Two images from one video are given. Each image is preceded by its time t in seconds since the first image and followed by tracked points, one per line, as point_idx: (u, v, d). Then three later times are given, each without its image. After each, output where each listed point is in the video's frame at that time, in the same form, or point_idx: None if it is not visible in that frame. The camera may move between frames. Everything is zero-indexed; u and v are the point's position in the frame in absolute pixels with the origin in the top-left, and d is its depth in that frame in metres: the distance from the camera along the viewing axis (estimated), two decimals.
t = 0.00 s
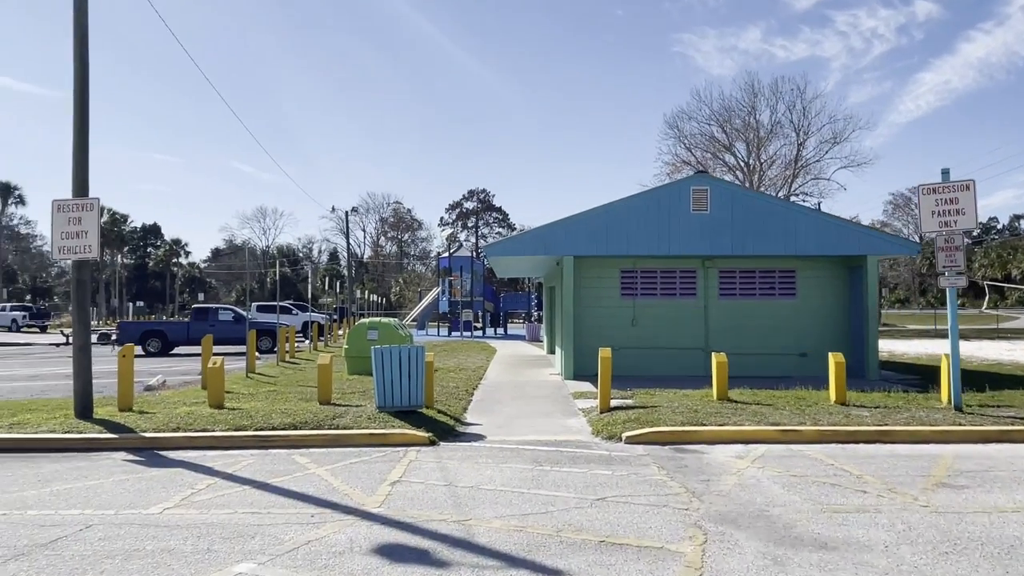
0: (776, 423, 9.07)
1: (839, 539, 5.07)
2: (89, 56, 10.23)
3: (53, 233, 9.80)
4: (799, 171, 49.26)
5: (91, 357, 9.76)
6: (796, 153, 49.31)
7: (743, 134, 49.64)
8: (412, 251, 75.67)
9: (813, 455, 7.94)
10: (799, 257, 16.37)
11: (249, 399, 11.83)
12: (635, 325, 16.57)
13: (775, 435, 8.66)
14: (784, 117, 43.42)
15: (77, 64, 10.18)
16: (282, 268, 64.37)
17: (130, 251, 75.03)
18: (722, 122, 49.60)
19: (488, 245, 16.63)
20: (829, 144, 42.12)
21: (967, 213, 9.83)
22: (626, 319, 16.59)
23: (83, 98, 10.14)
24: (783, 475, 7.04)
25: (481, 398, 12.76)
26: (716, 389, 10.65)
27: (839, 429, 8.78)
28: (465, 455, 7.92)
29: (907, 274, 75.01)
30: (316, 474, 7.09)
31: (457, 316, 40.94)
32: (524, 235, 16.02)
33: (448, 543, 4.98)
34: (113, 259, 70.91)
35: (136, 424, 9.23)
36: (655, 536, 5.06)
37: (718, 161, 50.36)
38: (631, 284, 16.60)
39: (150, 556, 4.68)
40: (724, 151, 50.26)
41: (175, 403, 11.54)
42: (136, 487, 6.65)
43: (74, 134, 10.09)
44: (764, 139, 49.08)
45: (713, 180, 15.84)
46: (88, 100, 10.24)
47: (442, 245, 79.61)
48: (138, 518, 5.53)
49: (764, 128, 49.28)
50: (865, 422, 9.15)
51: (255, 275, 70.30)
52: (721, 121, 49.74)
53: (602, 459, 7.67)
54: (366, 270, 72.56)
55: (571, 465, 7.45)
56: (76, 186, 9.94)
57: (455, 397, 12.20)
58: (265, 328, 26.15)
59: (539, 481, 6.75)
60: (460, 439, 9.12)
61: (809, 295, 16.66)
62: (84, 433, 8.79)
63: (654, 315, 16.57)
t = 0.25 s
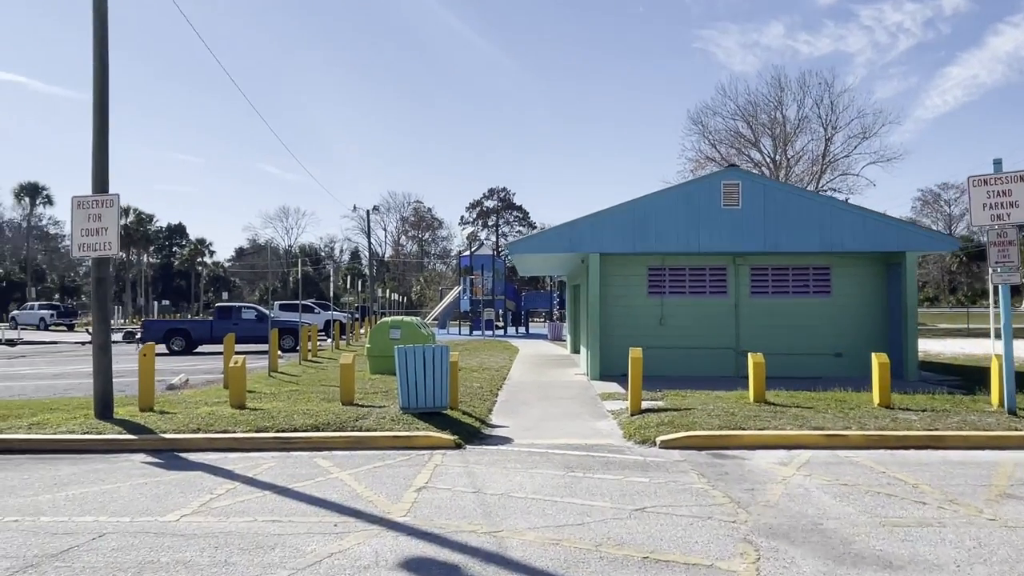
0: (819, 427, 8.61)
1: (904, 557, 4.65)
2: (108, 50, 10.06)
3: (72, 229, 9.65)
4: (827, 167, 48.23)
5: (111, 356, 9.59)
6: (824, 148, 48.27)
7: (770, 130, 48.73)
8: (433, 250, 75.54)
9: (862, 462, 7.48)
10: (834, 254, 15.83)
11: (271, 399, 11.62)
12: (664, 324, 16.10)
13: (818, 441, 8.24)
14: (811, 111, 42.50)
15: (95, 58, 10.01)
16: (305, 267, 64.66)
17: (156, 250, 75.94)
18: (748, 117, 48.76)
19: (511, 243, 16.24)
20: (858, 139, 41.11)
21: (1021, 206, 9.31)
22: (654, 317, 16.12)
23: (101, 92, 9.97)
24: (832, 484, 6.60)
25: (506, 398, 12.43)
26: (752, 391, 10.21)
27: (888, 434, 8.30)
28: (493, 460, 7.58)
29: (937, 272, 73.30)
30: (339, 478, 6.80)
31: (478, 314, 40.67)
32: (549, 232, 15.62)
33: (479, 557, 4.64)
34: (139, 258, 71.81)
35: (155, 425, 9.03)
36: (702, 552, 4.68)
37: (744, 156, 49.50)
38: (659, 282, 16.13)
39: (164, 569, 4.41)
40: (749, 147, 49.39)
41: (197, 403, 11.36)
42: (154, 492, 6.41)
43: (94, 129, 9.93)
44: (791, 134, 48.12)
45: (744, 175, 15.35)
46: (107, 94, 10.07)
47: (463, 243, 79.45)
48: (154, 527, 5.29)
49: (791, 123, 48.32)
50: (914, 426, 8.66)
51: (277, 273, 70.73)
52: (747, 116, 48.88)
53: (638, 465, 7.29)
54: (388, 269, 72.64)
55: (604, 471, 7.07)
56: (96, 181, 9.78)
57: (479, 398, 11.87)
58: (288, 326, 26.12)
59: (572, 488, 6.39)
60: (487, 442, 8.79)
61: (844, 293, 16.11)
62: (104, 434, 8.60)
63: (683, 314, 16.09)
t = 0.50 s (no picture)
0: (863, 435, 8.14)
1: None
2: (123, 47, 9.86)
3: (87, 230, 9.45)
4: (851, 166, 47.33)
5: (126, 361, 9.35)
6: (848, 146, 47.36)
7: (791, 128, 47.93)
8: (450, 252, 75.41)
9: (913, 474, 7.01)
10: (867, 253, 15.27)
11: (289, 404, 11.35)
12: (690, 326, 15.63)
13: (863, 450, 7.78)
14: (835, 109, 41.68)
15: (111, 55, 9.82)
16: (323, 269, 64.80)
17: (176, 253, 76.62)
18: (769, 116, 48.00)
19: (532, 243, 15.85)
20: (883, 137, 40.25)
21: None
22: (679, 319, 15.66)
23: (117, 90, 9.77)
24: (885, 498, 6.15)
25: (529, 403, 12.06)
26: (788, 397, 9.77)
27: (937, 443, 7.81)
28: (519, 469, 7.21)
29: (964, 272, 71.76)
30: (359, 489, 6.48)
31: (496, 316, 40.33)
32: (571, 231, 15.21)
33: None
34: (160, 262, 72.47)
35: (170, 431, 8.77)
36: None
37: (765, 156, 48.75)
38: (685, 282, 15.66)
39: None
40: (771, 145, 48.62)
41: (214, 407, 11.12)
42: (166, 503, 6.12)
43: (108, 128, 9.72)
44: (813, 132, 47.28)
45: (774, 171, 14.86)
46: (122, 93, 9.87)
47: (480, 245, 79.22)
48: (164, 543, 4.98)
49: (813, 121, 47.49)
50: (965, 434, 8.17)
51: (296, 276, 70.99)
52: (768, 115, 48.12)
53: (673, 476, 6.88)
54: (405, 271, 72.59)
55: (638, 482, 6.67)
56: (111, 180, 9.57)
57: (501, 403, 11.51)
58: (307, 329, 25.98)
59: (605, 501, 6.00)
60: (512, 449, 8.42)
61: (878, 294, 15.55)
62: (117, 441, 8.35)
63: (710, 316, 15.61)
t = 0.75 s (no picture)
0: (910, 449, 7.66)
1: None
2: (134, 49, 9.60)
3: (98, 239, 9.21)
4: (872, 167, 46.50)
5: (138, 373, 9.08)
6: (869, 147, 46.55)
7: (811, 130, 47.22)
8: (465, 258, 75.19)
9: (968, 491, 6.54)
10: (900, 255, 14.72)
11: (304, 414, 11.03)
12: (715, 332, 15.16)
13: (912, 464, 7.31)
14: (856, 109, 40.94)
15: (122, 58, 9.57)
16: (339, 276, 64.81)
17: (194, 261, 77.06)
18: (788, 117, 47.31)
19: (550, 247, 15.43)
20: (906, 137, 39.48)
21: None
22: (704, 325, 15.19)
23: (127, 93, 9.51)
24: (944, 521, 5.69)
25: (551, 412, 11.66)
26: (825, 407, 9.34)
27: (991, 456, 7.33)
28: (546, 486, 6.83)
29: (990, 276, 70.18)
30: (378, 508, 6.12)
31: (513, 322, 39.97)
32: (592, 235, 14.79)
33: None
34: (178, 270, 72.95)
35: (181, 444, 8.47)
36: None
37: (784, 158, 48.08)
38: (709, 286, 15.20)
39: None
40: (790, 147, 47.93)
41: (228, 418, 10.83)
42: (175, 523, 5.80)
43: (120, 132, 9.47)
44: (833, 133, 46.53)
45: (802, 171, 14.36)
46: (133, 96, 9.61)
47: (495, 251, 78.99)
48: (171, 569, 4.66)
49: (833, 122, 46.74)
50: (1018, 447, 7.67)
51: (312, 283, 71.09)
52: (787, 116, 47.46)
53: (711, 493, 6.45)
54: (421, 277, 72.44)
55: (673, 500, 6.25)
56: (122, 186, 9.32)
57: (523, 413, 11.12)
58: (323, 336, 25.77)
59: (641, 521, 5.60)
60: (537, 463, 8.04)
61: (911, 297, 14.99)
62: (127, 455, 8.06)
63: (736, 321, 15.14)
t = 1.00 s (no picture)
0: (962, 460, 7.16)
1: None
2: (140, 48, 9.22)
3: (104, 246, 8.90)
4: (891, 169, 45.77)
5: (146, 385, 8.75)
6: (887, 149, 45.82)
7: (828, 132, 46.59)
8: (478, 265, 75.05)
9: None
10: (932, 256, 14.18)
11: (318, 426, 10.67)
12: (740, 337, 14.67)
13: (965, 478, 6.81)
14: (874, 110, 40.28)
15: (128, 57, 9.19)
16: (352, 284, 64.75)
17: (209, 271, 77.45)
18: (804, 119, 46.73)
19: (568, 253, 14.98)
20: (925, 137, 38.81)
21: None
22: (728, 330, 14.71)
23: (134, 94, 9.13)
24: (1013, 543, 5.20)
25: (572, 422, 11.23)
26: (864, 416, 8.89)
27: None
28: (574, 504, 6.41)
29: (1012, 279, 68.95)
30: (396, 529, 5.73)
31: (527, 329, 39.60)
32: (611, 239, 14.33)
33: None
34: (193, 280, 73.29)
35: (190, 459, 8.12)
36: None
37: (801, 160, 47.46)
38: (733, 290, 14.72)
39: None
40: (807, 150, 47.32)
41: (240, 431, 10.50)
42: (180, 547, 5.43)
43: (126, 135, 9.10)
44: (851, 135, 45.87)
45: (828, 170, 13.88)
46: (140, 98, 9.24)
47: (508, 258, 78.70)
48: None
49: (851, 124, 46.09)
50: None
51: (325, 291, 71.13)
52: (804, 118, 46.87)
53: (752, 511, 5.99)
54: (434, 285, 72.29)
55: (712, 519, 5.80)
56: (129, 192, 8.98)
57: (543, 423, 10.69)
58: (336, 344, 25.50)
59: (680, 544, 5.15)
60: (561, 477, 7.62)
61: (944, 300, 14.43)
62: (133, 472, 7.72)
63: (761, 327, 14.65)
